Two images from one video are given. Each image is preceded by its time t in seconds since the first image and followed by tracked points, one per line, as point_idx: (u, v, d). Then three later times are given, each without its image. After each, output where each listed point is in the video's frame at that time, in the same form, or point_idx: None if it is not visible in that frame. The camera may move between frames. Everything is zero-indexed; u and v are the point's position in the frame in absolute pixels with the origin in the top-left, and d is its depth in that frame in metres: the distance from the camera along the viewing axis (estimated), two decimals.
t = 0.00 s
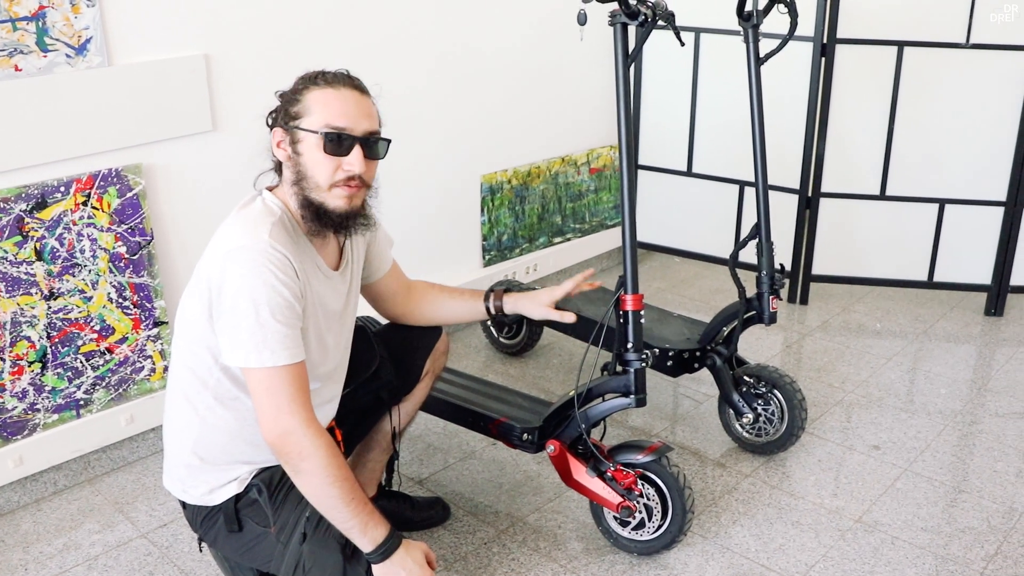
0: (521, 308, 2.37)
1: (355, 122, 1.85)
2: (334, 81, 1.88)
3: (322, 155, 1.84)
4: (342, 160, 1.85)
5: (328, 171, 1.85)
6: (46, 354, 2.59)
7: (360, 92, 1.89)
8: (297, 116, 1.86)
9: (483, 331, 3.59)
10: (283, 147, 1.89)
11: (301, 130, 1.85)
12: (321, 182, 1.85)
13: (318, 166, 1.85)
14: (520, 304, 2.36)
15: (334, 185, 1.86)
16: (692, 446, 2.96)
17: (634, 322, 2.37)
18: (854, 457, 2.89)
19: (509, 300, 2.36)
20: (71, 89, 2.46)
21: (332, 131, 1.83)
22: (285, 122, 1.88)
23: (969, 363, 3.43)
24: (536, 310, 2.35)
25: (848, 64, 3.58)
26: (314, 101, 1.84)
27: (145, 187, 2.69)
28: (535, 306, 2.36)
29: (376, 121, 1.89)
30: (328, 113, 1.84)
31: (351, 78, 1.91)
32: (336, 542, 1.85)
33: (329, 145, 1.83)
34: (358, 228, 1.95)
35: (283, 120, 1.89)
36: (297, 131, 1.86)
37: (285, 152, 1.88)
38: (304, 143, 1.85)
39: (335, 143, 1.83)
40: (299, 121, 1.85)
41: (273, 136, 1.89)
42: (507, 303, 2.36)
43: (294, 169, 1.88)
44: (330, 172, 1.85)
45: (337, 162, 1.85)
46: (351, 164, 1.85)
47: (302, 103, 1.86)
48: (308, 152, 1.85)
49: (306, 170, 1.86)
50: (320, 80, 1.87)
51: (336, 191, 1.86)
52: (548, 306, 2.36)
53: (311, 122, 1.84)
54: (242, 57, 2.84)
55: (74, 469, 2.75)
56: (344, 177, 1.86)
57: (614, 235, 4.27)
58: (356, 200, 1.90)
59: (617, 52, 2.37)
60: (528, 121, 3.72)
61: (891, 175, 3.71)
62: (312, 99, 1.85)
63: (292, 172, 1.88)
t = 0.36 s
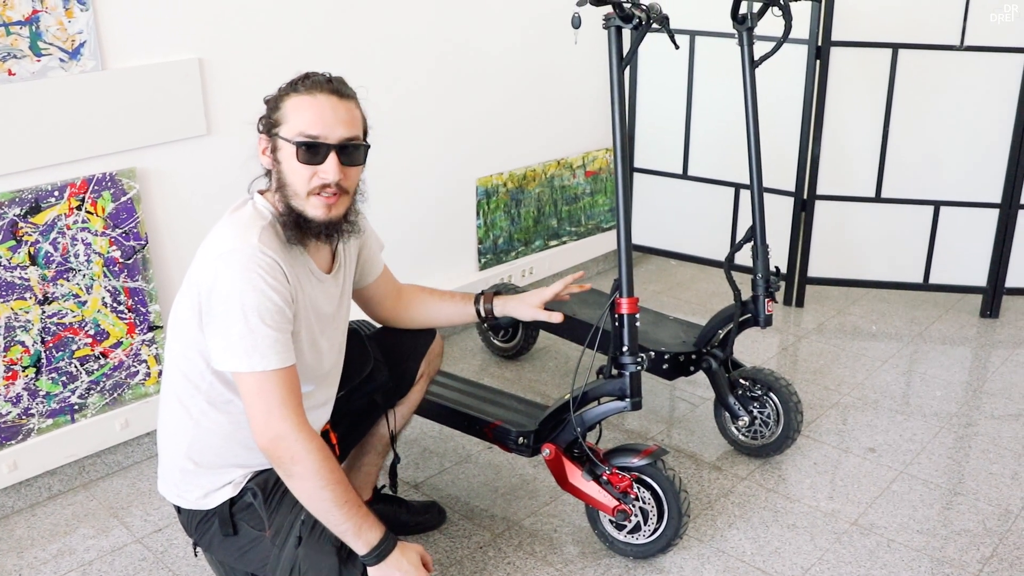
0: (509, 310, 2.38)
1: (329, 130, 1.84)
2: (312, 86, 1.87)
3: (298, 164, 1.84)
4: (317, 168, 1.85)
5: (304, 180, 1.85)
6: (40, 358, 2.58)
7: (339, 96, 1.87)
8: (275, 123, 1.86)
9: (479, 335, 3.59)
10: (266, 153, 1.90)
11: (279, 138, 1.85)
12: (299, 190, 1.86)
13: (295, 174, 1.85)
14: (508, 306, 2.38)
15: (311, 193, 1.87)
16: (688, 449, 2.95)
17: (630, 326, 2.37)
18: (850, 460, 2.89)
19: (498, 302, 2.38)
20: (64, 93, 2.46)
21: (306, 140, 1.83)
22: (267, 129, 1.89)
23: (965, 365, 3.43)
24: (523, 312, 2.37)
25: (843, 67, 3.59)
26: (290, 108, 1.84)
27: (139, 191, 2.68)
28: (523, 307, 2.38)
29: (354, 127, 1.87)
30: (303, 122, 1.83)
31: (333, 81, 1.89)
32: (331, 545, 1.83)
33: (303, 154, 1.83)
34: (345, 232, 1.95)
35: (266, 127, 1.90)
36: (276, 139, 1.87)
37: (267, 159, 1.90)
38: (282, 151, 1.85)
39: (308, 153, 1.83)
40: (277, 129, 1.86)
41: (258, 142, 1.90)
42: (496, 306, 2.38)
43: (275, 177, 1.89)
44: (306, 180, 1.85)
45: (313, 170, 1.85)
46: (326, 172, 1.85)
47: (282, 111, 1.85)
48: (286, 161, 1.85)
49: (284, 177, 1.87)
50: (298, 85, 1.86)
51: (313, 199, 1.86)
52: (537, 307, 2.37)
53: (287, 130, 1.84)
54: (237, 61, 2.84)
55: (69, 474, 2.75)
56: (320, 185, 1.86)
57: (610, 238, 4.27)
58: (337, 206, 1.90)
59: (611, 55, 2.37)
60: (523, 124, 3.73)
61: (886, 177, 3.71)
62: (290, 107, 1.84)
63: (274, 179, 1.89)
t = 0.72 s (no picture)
0: (503, 316, 2.35)
1: (366, 153, 1.82)
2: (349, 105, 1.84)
3: (329, 181, 1.80)
4: (346, 188, 1.83)
5: (330, 197, 1.82)
6: (35, 364, 2.58)
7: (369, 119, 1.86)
8: (310, 134, 1.80)
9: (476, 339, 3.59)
10: (283, 158, 1.82)
11: (312, 151, 1.80)
12: (320, 206, 1.82)
13: (320, 189, 1.81)
14: (502, 312, 2.35)
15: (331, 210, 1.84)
16: (685, 453, 2.95)
17: (625, 330, 2.37)
18: (848, 463, 2.88)
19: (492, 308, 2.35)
20: (60, 99, 2.46)
21: (345, 160, 1.80)
22: (291, 133, 1.81)
23: (962, 368, 3.43)
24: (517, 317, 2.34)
25: (839, 70, 3.59)
26: (331, 124, 1.80)
27: (135, 196, 2.68)
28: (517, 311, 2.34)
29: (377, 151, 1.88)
30: (344, 141, 1.80)
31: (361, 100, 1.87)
32: (324, 550, 1.83)
33: (339, 173, 1.80)
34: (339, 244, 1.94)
35: (288, 130, 1.82)
36: (305, 149, 1.80)
37: (285, 163, 1.82)
38: (312, 164, 1.80)
39: (345, 173, 1.80)
40: (313, 141, 1.80)
41: (270, 142, 1.81)
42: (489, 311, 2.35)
43: (293, 185, 1.82)
44: (332, 198, 1.82)
45: (341, 189, 1.82)
46: (354, 194, 1.83)
47: (313, 121, 1.80)
48: (313, 175, 1.80)
49: (306, 190, 1.82)
50: (334, 100, 1.82)
51: (332, 217, 1.84)
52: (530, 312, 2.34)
53: (325, 146, 1.79)
54: (233, 66, 2.84)
55: (65, 480, 2.74)
56: (342, 205, 1.84)
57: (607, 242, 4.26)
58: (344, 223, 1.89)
59: (607, 59, 2.37)
60: (519, 128, 3.73)
61: (883, 180, 3.71)
62: (330, 122, 1.79)
63: (290, 186, 1.83)
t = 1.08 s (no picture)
0: (498, 316, 2.35)
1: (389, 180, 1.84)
2: (379, 129, 1.82)
3: (357, 207, 1.80)
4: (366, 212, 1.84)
5: (354, 221, 1.82)
6: (31, 367, 2.57)
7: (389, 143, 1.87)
8: (349, 160, 1.77)
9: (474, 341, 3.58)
10: (317, 179, 1.76)
11: (350, 177, 1.77)
12: (342, 228, 1.82)
13: (348, 213, 1.80)
14: (498, 312, 2.35)
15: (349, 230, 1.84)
16: (683, 456, 2.94)
17: (623, 333, 2.37)
18: (846, 466, 2.88)
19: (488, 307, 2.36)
20: (56, 101, 2.45)
21: (378, 189, 1.80)
22: (327, 155, 1.76)
23: (961, 371, 3.42)
24: (514, 317, 2.34)
25: (837, 72, 3.59)
26: (370, 152, 1.78)
27: (131, 199, 2.67)
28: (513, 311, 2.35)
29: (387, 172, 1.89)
30: (378, 170, 1.80)
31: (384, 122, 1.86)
32: (316, 551, 1.83)
33: (369, 201, 1.81)
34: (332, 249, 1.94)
35: (323, 150, 1.76)
36: (341, 173, 1.77)
37: (317, 184, 1.77)
38: (346, 190, 1.78)
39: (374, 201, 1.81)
40: (352, 167, 1.77)
41: (309, 163, 1.74)
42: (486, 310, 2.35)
43: (320, 205, 1.78)
44: (355, 221, 1.82)
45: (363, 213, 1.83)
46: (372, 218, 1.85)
47: (356, 148, 1.77)
48: (345, 200, 1.78)
49: (332, 212, 1.79)
50: (370, 125, 1.79)
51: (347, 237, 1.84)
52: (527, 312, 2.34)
53: (363, 173, 1.78)
54: (231, 69, 2.84)
55: (60, 483, 2.73)
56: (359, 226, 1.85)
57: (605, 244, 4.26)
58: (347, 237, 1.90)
59: (604, 61, 2.37)
60: (517, 131, 3.72)
61: (881, 182, 3.71)
62: (370, 151, 1.78)
63: (317, 206, 1.79)
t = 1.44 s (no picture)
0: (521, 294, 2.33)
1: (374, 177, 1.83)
2: (360, 126, 1.80)
3: (344, 207, 1.79)
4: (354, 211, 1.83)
5: (342, 220, 1.81)
6: (29, 367, 2.58)
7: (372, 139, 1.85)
8: (330, 162, 1.75)
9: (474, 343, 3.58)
10: (299, 183, 1.76)
11: (332, 178, 1.76)
12: (330, 229, 1.81)
13: (335, 214, 1.79)
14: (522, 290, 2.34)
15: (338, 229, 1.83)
16: (682, 459, 2.93)
17: (620, 335, 2.35)
18: (847, 471, 2.85)
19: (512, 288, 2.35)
20: (55, 102, 2.45)
21: (363, 187, 1.80)
22: (308, 159, 1.75)
23: (965, 376, 3.39)
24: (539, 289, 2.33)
25: (841, 75, 3.56)
26: (351, 151, 1.77)
27: (131, 199, 2.68)
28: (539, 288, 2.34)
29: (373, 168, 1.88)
30: (361, 168, 1.79)
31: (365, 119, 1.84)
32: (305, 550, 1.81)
33: (355, 199, 1.80)
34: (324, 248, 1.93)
35: (303, 155, 1.75)
36: (323, 176, 1.76)
37: (300, 188, 1.76)
38: (330, 191, 1.77)
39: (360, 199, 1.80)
40: (334, 169, 1.76)
41: (289, 168, 1.73)
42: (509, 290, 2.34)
43: (305, 208, 1.78)
44: (343, 221, 1.82)
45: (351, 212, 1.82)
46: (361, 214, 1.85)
47: (335, 148, 1.76)
48: (330, 201, 1.78)
49: (318, 213, 1.79)
50: (351, 123, 1.78)
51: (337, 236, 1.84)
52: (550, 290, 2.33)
53: (346, 173, 1.77)
54: (231, 71, 2.84)
55: (59, 483, 2.74)
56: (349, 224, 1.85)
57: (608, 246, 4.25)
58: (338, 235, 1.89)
59: (602, 63, 2.35)
60: (519, 132, 3.72)
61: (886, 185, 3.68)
62: (351, 150, 1.77)
63: (302, 209, 1.78)
